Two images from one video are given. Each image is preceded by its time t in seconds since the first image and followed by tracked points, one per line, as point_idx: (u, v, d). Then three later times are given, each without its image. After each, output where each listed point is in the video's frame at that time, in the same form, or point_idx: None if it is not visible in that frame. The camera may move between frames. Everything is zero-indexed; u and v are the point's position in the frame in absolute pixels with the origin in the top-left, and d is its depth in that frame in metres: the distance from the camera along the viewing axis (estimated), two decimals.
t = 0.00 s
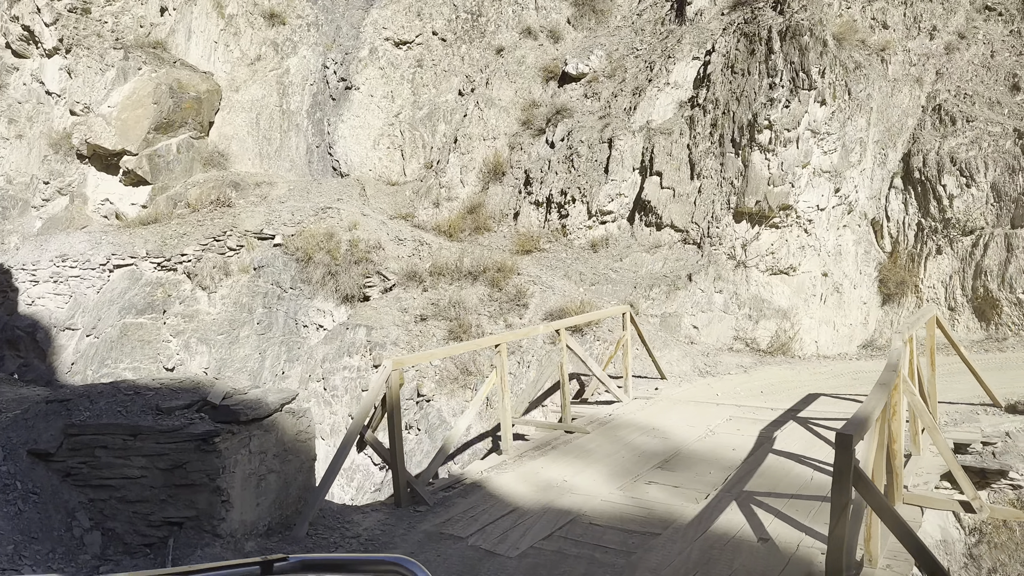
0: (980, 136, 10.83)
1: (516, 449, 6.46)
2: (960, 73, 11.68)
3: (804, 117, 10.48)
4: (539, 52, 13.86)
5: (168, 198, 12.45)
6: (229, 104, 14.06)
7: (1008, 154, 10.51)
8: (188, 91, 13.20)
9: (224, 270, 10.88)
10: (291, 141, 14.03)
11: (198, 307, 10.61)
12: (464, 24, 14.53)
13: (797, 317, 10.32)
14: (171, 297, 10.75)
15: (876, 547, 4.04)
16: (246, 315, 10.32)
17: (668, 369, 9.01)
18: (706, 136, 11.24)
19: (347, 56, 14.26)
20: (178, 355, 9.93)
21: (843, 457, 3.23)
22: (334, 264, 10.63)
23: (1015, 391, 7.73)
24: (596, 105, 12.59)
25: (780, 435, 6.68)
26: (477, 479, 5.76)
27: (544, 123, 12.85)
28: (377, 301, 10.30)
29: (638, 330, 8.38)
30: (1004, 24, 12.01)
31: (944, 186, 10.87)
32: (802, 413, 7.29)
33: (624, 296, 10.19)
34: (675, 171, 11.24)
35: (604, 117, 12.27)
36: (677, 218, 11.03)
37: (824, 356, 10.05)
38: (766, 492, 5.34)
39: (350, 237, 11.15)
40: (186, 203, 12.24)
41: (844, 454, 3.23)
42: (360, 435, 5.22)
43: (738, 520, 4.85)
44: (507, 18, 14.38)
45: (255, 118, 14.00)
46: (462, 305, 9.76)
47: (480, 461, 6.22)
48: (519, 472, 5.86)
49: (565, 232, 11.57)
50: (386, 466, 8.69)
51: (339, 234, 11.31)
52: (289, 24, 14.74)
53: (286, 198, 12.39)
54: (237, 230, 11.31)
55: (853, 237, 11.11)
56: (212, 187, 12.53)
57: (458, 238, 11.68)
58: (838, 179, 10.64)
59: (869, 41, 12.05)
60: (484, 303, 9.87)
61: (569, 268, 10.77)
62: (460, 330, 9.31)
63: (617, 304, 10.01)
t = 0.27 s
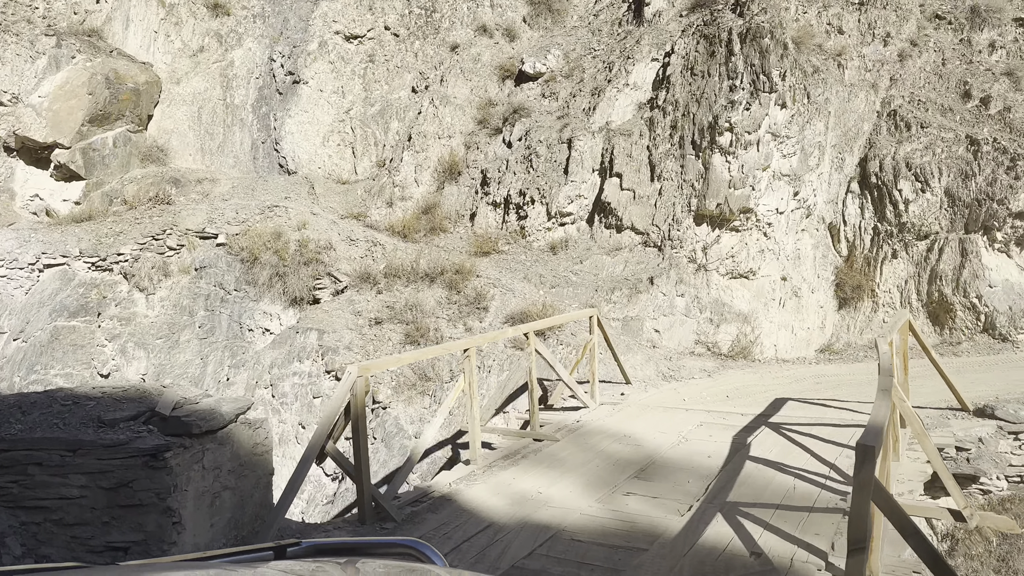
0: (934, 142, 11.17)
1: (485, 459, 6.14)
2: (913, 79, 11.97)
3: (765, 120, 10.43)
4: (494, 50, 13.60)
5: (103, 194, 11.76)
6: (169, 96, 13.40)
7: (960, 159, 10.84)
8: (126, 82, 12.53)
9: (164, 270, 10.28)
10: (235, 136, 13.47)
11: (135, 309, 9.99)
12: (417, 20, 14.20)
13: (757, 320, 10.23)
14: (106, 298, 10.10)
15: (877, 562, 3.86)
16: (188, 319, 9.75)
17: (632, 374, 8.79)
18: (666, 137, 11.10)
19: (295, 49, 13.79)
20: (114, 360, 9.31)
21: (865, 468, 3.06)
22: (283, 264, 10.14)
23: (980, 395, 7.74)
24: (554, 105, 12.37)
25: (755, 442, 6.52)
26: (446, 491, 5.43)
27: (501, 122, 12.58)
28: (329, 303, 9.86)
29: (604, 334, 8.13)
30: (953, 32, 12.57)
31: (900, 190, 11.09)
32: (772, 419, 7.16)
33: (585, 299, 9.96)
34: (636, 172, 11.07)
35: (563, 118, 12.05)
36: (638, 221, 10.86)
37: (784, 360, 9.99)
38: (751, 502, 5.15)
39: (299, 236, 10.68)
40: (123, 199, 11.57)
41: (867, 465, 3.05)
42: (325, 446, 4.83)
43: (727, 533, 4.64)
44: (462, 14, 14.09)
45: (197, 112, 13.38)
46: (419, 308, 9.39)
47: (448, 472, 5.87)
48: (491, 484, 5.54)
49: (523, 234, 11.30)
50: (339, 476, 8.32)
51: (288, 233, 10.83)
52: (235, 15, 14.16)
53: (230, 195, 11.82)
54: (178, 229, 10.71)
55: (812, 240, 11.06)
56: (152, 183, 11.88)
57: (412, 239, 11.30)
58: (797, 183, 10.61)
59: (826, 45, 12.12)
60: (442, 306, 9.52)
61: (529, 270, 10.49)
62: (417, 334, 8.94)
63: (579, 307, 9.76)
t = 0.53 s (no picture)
0: (888, 150, 11.37)
1: (449, 475, 5.73)
2: (866, 87, 12.19)
3: (724, 123, 10.27)
4: (446, 47, 13.26)
5: (26, 188, 10.95)
6: (100, 86, 12.62)
7: (914, 167, 11.14)
8: (53, 70, 11.80)
9: (93, 270, 9.57)
10: (172, 130, 12.77)
11: (61, 313, 9.26)
12: (367, 15, 13.77)
13: (716, 327, 10.05)
14: (28, 300, 9.33)
15: None
16: (119, 323, 9.08)
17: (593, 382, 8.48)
18: (625, 139, 10.88)
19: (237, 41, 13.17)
20: (36, 367, 8.59)
21: (892, 494, 2.74)
22: (224, 265, 9.56)
23: (944, 404, 7.68)
24: (509, 104, 12.05)
25: (729, 453, 6.26)
26: (409, 511, 5.02)
27: (454, 121, 12.20)
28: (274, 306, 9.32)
29: (568, 341, 7.89)
30: (904, 42, 12.77)
31: (855, 198, 11.27)
32: (742, 428, 6.94)
33: (543, 304, 9.64)
34: (594, 175, 10.82)
35: (518, 118, 11.73)
36: (596, 224, 10.60)
37: (743, 368, 9.82)
38: (735, 520, 4.88)
39: (242, 236, 10.10)
40: (48, 194, 10.79)
41: (894, 489, 2.72)
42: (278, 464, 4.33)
43: (715, 554, 4.35)
44: (413, 10, 13.71)
45: (130, 104, 12.63)
46: (371, 313, 8.93)
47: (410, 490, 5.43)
48: (458, 503, 5.14)
49: (478, 237, 10.92)
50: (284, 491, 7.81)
51: (228, 233, 10.24)
52: (174, 4, 13.47)
53: (166, 192, 11.15)
54: (108, 227, 9.99)
55: (768, 247, 10.95)
56: (80, 177, 11.12)
57: (361, 240, 10.80)
58: (755, 188, 10.49)
59: (783, 50, 12.09)
60: (395, 310, 9.08)
61: (484, 274, 10.12)
62: (369, 340, 8.47)
63: (537, 313, 9.43)
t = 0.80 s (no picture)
0: (840, 156, 11.45)
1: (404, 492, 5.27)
2: (818, 93, 12.24)
3: (681, 125, 10.05)
4: (394, 41, 12.85)
5: None
6: (18, 70, 11.71)
7: (865, 173, 11.29)
8: None
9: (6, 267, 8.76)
10: (98, 120, 11.97)
11: None
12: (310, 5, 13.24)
13: (672, 332, 9.82)
14: None
15: None
16: (36, 325, 8.32)
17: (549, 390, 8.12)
18: (579, 140, 10.59)
19: (171, 27, 12.46)
20: None
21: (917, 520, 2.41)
22: (155, 263, 8.90)
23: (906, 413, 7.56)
24: (459, 101, 11.66)
25: (697, 463, 6.00)
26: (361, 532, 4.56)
27: (402, 117, 11.75)
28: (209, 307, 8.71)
29: (526, 347, 7.58)
30: (853, 49, 13.00)
31: (809, 204, 11.19)
32: (708, 437, 6.68)
33: (496, 308, 9.25)
34: (548, 175, 10.50)
35: (469, 115, 11.34)
36: (550, 226, 10.27)
37: (699, 374, 9.61)
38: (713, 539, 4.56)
39: (174, 232, 9.45)
40: None
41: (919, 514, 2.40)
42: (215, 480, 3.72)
43: None
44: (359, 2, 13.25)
45: (52, 90, 11.79)
46: (314, 315, 8.41)
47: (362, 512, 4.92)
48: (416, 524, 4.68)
49: (428, 237, 10.46)
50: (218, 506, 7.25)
51: (159, 228, 9.56)
52: None
53: (91, 185, 10.39)
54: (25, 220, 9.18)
55: (722, 251, 10.79)
56: None
57: (303, 239, 10.22)
58: (711, 192, 10.29)
59: (737, 54, 11.96)
60: (339, 313, 8.58)
61: (434, 276, 9.69)
62: (311, 344, 7.97)
63: (490, 317, 9.04)
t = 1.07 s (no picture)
0: (793, 161, 11.39)
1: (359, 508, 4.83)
2: (771, 98, 12.19)
3: (639, 125, 9.84)
4: (340, 31, 12.39)
5: None
6: None
7: (819, 179, 11.26)
8: None
9: None
10: (19, 105, 11.15)
11: None
12: None
13: (629, 336, 9.58)
14: None
15: None
16: None
17: (506, 396, 7.78)
18: (535, 137, 10.29)
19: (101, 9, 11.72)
20: None
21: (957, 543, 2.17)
22: (80, 259, 8.24)
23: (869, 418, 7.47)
24: (410, 95, 11.25)
25: (666, 474, 5.70)
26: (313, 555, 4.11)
27: (349, 111, 11.28)
28: (139, 306, 8.09)
29: (484, 351, 7.27)
30: (805, 55, 13.11)
31: (763, 208, 11.12)
32: (673, 445, 6.43)
33: (449, 311, 8.87)
34: (502, 174, 10.17)
35: (420, 110, 10.93)
36: (504, 226, 9.93)
37: (655, 379, 9.38)
38: (693, 554, 4.30)
39: (102, 226, 8.78)
40: None
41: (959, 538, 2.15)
42: (148, 497, 3.17)
43: None
44: None
45: None
46: (255, 316, 7.89)
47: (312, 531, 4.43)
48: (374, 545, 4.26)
49: (376, 235, 10.00)
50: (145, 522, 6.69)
51: (86, 222, 8.88)
52: None
53: (9, 174, 9.61)
54: None
55: (678, 255, 10.61)
56: None
57: (243, 236, 9.64)
58: (667, 194, 10.08)
59: (692, 56, 11.78)
60: (282, 314, 8.07)
61: (383, 276, 9.24)
62: (251, 347, 7.46)
63: (443, 320, 8.65)
